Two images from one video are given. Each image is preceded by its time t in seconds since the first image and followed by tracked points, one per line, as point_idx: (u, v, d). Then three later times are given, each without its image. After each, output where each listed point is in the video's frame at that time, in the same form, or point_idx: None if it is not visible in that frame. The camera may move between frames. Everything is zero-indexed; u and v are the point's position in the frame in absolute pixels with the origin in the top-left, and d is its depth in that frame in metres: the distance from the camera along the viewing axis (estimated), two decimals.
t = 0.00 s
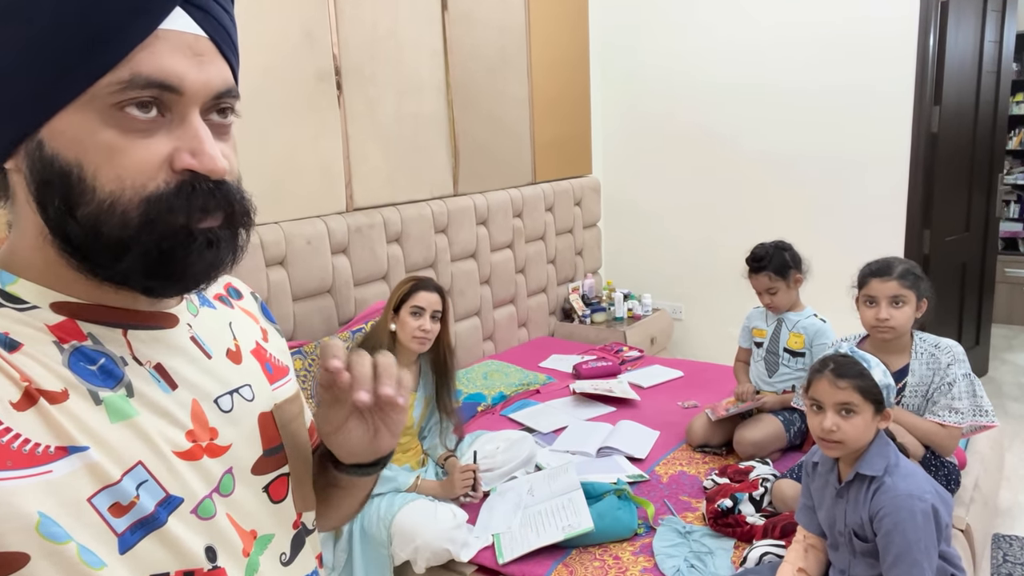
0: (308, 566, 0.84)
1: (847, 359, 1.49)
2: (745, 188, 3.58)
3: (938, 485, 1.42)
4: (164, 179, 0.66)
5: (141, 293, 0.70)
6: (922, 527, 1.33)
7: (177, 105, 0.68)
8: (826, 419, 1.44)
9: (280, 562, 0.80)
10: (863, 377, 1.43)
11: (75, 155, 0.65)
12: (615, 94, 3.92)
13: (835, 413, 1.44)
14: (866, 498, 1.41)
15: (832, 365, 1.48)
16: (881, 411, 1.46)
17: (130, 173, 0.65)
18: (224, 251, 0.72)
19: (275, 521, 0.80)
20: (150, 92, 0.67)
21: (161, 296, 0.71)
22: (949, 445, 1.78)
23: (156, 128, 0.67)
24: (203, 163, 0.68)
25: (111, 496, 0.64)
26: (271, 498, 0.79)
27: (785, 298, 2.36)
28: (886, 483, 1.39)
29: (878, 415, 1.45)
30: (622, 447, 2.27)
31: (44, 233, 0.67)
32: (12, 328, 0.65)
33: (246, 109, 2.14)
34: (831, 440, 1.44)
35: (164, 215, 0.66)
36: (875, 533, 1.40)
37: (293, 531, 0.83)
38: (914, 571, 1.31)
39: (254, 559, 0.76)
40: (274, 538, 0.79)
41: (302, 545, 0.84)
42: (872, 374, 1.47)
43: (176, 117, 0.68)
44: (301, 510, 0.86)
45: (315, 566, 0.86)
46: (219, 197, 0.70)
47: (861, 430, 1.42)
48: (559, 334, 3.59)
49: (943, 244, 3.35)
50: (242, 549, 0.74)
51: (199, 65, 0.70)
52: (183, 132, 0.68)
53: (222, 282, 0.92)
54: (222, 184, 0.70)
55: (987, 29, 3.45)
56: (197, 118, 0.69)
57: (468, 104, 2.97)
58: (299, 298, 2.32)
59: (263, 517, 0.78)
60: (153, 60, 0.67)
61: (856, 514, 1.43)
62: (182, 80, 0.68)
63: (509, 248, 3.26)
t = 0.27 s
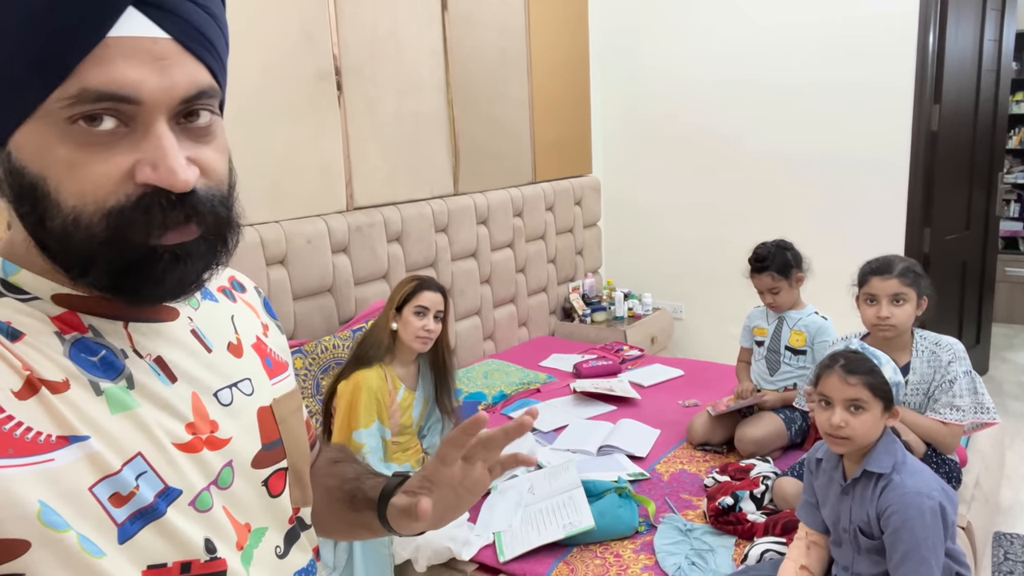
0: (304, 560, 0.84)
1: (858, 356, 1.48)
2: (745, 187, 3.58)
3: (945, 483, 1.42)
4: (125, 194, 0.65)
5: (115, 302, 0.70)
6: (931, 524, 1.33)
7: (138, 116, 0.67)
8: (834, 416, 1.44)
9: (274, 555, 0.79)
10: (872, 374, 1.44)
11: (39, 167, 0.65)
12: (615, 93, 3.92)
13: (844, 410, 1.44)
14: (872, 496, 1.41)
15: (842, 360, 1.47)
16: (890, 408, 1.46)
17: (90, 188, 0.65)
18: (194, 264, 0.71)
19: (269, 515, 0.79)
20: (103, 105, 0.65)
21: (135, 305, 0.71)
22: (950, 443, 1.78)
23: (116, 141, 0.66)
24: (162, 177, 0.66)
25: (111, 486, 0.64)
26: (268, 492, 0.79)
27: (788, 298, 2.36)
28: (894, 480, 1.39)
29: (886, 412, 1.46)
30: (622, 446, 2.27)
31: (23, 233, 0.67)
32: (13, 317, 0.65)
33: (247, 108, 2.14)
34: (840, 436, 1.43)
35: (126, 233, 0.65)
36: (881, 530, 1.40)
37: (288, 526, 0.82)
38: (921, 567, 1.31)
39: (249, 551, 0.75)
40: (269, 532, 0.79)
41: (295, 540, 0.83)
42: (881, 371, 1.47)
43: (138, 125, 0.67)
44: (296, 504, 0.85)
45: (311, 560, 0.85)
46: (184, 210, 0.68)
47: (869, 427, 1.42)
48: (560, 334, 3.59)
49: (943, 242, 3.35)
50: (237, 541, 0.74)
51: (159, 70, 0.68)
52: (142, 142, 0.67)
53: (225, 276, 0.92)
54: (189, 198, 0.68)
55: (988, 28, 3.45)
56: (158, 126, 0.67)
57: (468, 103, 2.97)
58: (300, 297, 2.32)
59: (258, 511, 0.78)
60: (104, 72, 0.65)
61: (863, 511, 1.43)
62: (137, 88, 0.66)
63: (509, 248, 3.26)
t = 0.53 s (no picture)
0: (303, 555, 0.83)
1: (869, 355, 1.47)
2: (745, 187, 3.58)
3: (949, 482, 1.42)
4: (114, 198, 0.64)
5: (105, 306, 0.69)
6: (935, 524, 1.33)
7: (126, 117, 0.66)
8: (841, 415, 1.44)
9: (274, 550, 0.79)
10: (882, 374, 1.44)
11: (27, 170, 0.64)
12: (616, 93, 3.92)
13: (852, 409, 1.44)
14: (877, 496, 1.41)
15: (852, 359, 1.47)
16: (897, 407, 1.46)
17: (78, 194, 0.64)
18: (186, 268, 0.71)
19: (268, 511, 0.79)
20: (89, 108, 0.64)
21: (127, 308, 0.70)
22: (952, 441, 1.77)
23: (105, 142, 0.65)
24: (151, 180, 0.65)
25: (111, 481, 0.64)
26: (268, 487, 0.79)
27: (788, 297, 2.36)
28: (899, 480, 1.39)
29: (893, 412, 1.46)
30: (623, 445, 2.27)
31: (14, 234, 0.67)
32: (13, 312, 0.64)
33: (247, 108, 2.14)
34: (847, 435, 1.43)
35: (115, 238, 0.65)
36: (886, 529, 1.40)
37: (287, 521, 0.82)
38: (925, 566, 1.30)
39: (247, 545, 0.75)
40: (268, 527, 0.79)
41: (295, 534, 0.83)
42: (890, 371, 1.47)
43: (126, 127, 0.66)
44: (297, 498, 0.85)
45: (311, 554, 0.85)
46: (172, 213, 0.67)
47: (878, 427, 1.42)
48: (560, 333, 3.59)
49: (944, 242, 3.35)
50: (236, 537, 0.74)
51: (146, 70, 0.67)
52: (131, 145, 0.66)
53: (228, 269, 0.92)
54: (178, 201, 0.68)
55: (988, 28, 3.45)
56: (146, 128, 0.66)
57: (469, 103, 2.97)
58: (300, 296, 2.32)
59: (257, 506, 0.78)
60: (90, 74, 0.64)
61: (867, 510, 1.43)
62: (124, 90, 0.65)
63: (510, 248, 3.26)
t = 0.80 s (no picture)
0: (314, 546, 0.83)
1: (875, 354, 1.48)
2: (747, 186, 3.58)
3: (958, 482, 1.42)
4: (178, 171, 0.66)
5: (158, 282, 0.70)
6: (944, 525, 1.34)
7: (185, 94, 0.67)
8: (849, 413, 1.44)
9: (284, 540, 0.79)
10: (889, 373, 1.44)
11: (85, 152, 0.64)
12: (618, 91, 3.92)
13: (860, 407, 1.44)
14: (886, 496, 1.41)
15: (859, 357, 1.47)
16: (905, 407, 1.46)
17: (142, 169, 0.65)
18: (235, 242, 0.73)
19: (279, 500, 0.79)
20: (158, 84, 0.65)
21: (179, 285, 0.72)
22: (955, 440, 1.77)
23: (164, 121, 0.66)
24: (214, 153, 0.68)
25: (123, 471, 0.64)
26: (278, 477, 0.79)
27: (788, 297, 2.36)
28: (909, 480, 1.39)
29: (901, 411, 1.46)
30: (626, 443, 2.27)
31: (56, 229, 0.66)
32: (23, 304, 0.64)
33: (251, 105, 2.14)
34: (854, 433, 1.44)
35: (179, 210, 0.66)
36: (894, 530, 1.40)
37: (297, 511, 0.82)
38: (934, 567, 1.31)
39: (258, 535, 0.75)
40: (278, 517, 0.79)
41: (305, 524, 0.83)
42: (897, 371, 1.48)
43: (186, 105, 0.67)
44: (307, 489, 0.85)
45: (321, 545, 0.85)
46: (228, 186, 0.70)
47: (884, 425, 1.42)
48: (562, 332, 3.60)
49: (945, 241, 3.35)
50: (246, 527, 0.74)
51: (204, 49, 0.68)
52: (192, 121, 0.67)
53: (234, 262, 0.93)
54: (233, 173, 0.70)
55: (990, 28, 3.45)
56: (207, 105, 0.68)
57: (472, 101, 2.98)
58: (304, 293, 2.33)
59: (268, 496, 0.78)
60: (157, 51, 0.65)
61: (876, 510, 1.43)
62: (188, 68, 0.67)
63: (513, 246, 3.27)
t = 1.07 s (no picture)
0: (326, 543, 0.83)
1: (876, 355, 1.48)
2: (750, 186, 3.58)
3: (959, 482, 1.43)
4: (216, 138, 0.71)
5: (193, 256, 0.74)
6: (946, 527, 1.34)
7: (210, 67, 0.72)
8: (851, 415, 1.44)
9: (303, 532, 0.79)
10: (893, 375, 1.44)
11: (127, 124, 0.67)
12: (622, 91, 3.92)
13: (862, 409, 1.44)
14: (888, 497, 1.42)
15: (862, 360, 1.48)
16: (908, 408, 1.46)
17: (182, 138, 0.69)
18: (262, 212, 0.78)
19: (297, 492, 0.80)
20: (189, 56, 0.70)
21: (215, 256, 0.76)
22: (957, 441, 1.78)
23: (194, 91, 0.71)
24: (243, 119, 0.74)
25: (135, 465, 0.65)
26: (290, 469, 0.80)
27: (791, 297, 2.36)
28: (910, 482, 1.40)
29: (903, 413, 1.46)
30: (628, 442, 2.27)
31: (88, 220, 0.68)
32: (34, 301, 0.65)
33: (255, 104, 2.15)
34: (856, 435, 1.44)
35: (220, 172, 0.71)
36: (895, 530, 1.41)
37: (314, 501, 0.83)
38: (935, 568, 1.32)
39: (275, 529, 0.75)
40: (298, 508, 0.79)
41: (322, 516, 0.83)
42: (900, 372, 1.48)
43: (212, 78, 0.72)
44: (319, 480, 0.86)
45: (332, 542, 0.85)
46: (258, 153, 0.76)
47: (886, 426, 1.43)
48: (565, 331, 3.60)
49: (948, 242, 3.35)
50: (263, 519, 0.74)
51: (222, 27, 0.73)
52: (219, 93, 0.72)
53: (241, 258, 0.93)
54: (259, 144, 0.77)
55: (994, 29, 3.44)
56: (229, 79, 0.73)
57: (475, 101, 2.98)
58: (308, 291, 2.33)
59: (285, 488, 0.78)
60: (190, 23, 0.70)
61: (877, 511, 1.43)
62: (213, 41, 0.71)
63: (515, 245, 3.27)
